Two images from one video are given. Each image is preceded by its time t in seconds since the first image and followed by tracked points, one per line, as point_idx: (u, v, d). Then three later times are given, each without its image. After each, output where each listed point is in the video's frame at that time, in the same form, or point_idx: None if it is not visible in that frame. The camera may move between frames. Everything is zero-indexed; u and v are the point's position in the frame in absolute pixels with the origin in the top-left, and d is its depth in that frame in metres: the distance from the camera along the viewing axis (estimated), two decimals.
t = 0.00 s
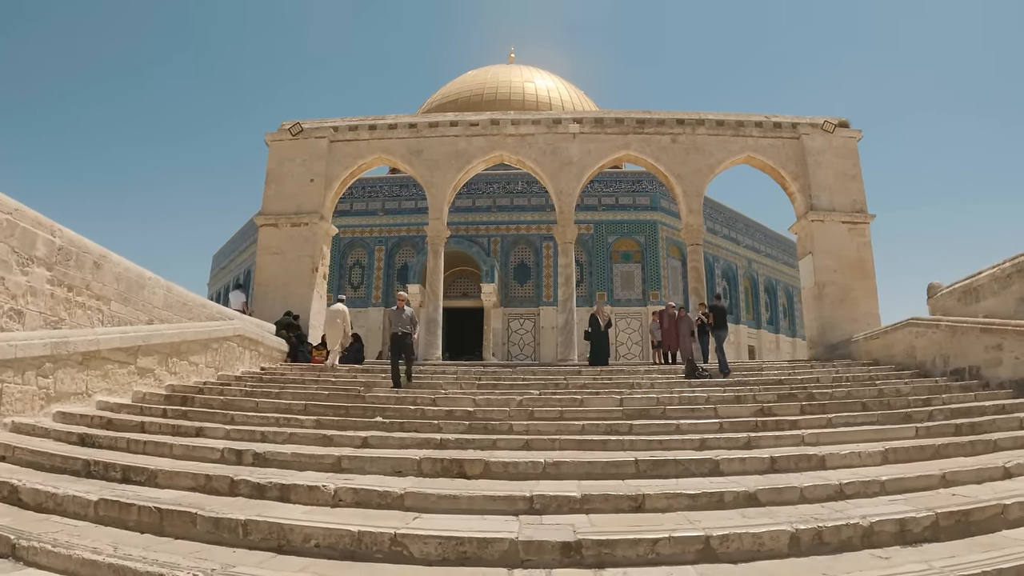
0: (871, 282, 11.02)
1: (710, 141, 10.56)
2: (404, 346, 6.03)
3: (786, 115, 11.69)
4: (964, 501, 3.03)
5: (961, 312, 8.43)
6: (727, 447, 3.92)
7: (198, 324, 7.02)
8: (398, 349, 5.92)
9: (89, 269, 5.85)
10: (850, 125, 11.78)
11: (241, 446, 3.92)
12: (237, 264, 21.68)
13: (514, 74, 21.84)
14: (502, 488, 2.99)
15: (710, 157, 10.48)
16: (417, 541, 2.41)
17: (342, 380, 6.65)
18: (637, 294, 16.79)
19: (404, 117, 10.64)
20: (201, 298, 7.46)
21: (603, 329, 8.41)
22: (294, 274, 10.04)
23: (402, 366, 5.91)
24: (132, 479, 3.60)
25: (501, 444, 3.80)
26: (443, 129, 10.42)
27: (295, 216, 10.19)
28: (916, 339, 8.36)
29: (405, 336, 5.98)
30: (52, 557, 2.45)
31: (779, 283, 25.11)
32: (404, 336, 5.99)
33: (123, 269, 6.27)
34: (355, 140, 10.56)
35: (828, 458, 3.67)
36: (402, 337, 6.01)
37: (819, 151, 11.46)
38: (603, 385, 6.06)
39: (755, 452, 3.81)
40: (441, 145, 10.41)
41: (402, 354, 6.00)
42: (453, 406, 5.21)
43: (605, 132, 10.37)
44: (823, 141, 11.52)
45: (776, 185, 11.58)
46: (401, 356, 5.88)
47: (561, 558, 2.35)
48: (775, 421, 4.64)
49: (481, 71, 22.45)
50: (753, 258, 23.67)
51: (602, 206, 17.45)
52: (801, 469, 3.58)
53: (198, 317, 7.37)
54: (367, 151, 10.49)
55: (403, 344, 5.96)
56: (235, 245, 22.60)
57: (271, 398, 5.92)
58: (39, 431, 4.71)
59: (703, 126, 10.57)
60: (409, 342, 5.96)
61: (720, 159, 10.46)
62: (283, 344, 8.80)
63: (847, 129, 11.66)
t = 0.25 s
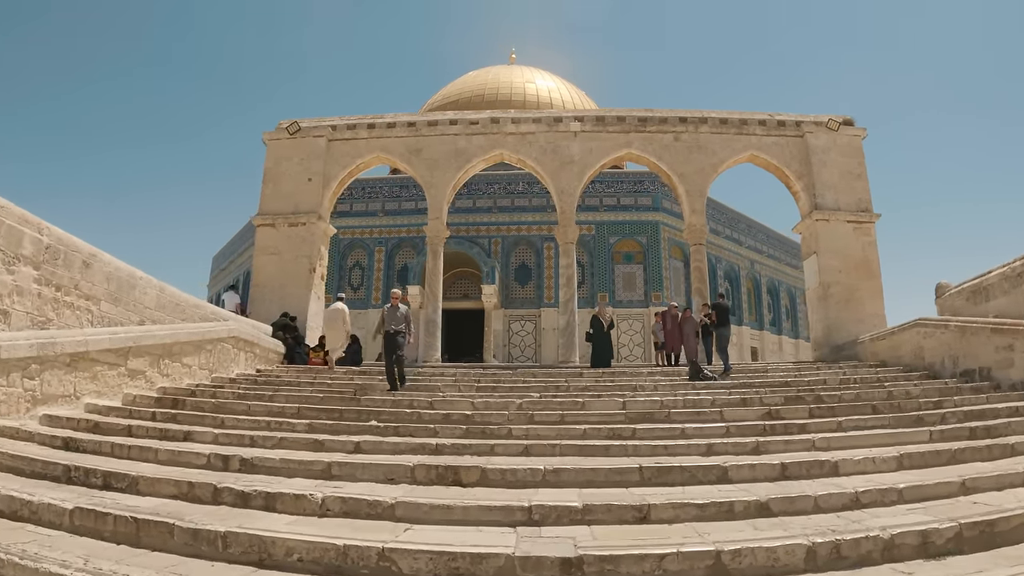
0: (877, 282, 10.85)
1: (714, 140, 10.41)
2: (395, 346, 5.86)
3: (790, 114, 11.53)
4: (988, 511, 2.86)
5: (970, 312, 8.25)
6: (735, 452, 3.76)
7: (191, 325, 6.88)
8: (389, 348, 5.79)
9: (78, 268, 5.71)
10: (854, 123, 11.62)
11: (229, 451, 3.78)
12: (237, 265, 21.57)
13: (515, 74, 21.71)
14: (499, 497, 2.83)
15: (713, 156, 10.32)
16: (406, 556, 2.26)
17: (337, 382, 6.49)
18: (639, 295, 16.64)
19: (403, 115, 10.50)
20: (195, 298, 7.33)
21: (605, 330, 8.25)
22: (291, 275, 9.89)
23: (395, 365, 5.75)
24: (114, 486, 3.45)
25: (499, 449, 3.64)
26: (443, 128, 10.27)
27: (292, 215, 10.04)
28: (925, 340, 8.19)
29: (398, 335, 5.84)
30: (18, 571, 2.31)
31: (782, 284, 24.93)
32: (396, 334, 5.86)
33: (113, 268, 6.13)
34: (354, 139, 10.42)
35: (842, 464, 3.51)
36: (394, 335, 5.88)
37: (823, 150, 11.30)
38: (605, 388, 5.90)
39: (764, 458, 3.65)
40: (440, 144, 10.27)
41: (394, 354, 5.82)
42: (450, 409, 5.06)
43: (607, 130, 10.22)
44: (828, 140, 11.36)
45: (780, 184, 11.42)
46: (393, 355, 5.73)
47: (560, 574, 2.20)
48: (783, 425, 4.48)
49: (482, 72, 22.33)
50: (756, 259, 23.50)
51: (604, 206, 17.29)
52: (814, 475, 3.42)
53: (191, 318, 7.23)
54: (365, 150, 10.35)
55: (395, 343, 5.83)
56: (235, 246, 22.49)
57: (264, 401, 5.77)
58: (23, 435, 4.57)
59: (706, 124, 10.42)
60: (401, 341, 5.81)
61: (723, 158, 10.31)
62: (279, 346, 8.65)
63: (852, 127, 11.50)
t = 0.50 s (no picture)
0: (883, 286, 10.67)
1: (716, 141, 10.24)
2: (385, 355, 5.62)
3: (794, 114, 11.36)
4: (1015, 535, 2.68)
5: (980, 317, 8.06)
6: (743, 468, 3.59)
7: (181, 331, 6.72)
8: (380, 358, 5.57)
9: (63, 274, 5.55)
10: (859, 124, 11.45)
11: (212, 466, 3.61)
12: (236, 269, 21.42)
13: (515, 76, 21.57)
14: (493, 521, 2.66)
15: (716, 157, 10.15)
16: None
17: (332, 390, 6.33)
18: (640, 299, 16.46)
19: (400, 117, 10.34)
20: (186, 303, 7.17)
21: (607, 336, 8.06)
22: (287, 279, 9.73)
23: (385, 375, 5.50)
24: (90, 504, 3.29)
25: (496, 465, 3.47)
26: (441, 129, 10.11)
27: (288, 219, 9.87)
28: (933, 345, 8.00)
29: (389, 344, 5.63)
30: None
31: (785, 287, 24.74)
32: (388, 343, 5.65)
33: (100, 273, 5.97)
34: (350, 140, 10.26)
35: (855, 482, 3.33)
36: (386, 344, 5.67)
37: (828, 151, 11.13)
38: (607, 396, 5.73)
39: (774, 474, 3.47)
40: (439, 146, 10.11)
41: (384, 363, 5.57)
42: (446, 420, 4.89)
43: (608, 132, 10.06)
44: (833, 141, 11.19)
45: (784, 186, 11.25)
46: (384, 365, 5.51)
47: None
48: (792, 437, 4.31)
49: (482, 74, 22.19)
50: (758, 261, 23.32)
51: (605, 209, 17.12)
52: (827, 494, 3.27)
53: (182, 324, 7.07)
54: (363, 152, 10.19)
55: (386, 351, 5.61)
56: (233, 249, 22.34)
57: (255, 410, 5.60)
58: (3, 448, 4.41)
59: (708, 125, 10.25)
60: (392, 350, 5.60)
61: (726, 159, 10.14)
62: (274, 352, 8.49)
63: (857, 128, 11.33)
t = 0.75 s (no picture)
0: (887, 287, 10.54)
1: (719, 141, 10.12)
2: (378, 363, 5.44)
3: (797, 114, 11.24)
4: None
5: (988, 318, 7.93)
6: (750, 476, 3.47)
7: (175, 334, 6.60)
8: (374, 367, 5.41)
9: (54, 276, 5.44)
10: (863, 123, 11.33)
11: (201, 475, 3.49)
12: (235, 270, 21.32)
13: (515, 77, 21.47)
14: (491, 536, 2.54)
15: (718, 157, 10.04)
16: None
17: (328, 394, 6.21)
18: (642, 300, 16.34)
19: (399, 117, 10.23)
20: (180, 306, 7.06)
21: (608, 339, 7.94)
22: (284, 281, 9.62)
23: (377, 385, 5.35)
24: (73, 515, 3.17)
25: (494, 474, 3.34)
26: (440, 129, 9.99)
27: (285, 220, 9.76)
28: (940, 348, 7.88)
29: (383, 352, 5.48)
30: None
31: (787, 288, 24.61)
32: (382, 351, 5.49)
33: (91, 275, 5.85)
34: (349, 141, 10.15)
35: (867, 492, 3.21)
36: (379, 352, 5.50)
37: (831, 151, 11.01)
38: (609, 401, 5.61)
39: (783, 483, 3.35)
40: (438, 146, 9.99)
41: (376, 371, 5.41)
42: (445, 426, 4.78)
43: (609, 131, 9.94)
44: (836, 140, 11.07)
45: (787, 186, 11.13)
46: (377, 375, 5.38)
47: None
48: (800, 444, 4.19)
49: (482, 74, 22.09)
50: (760, 262, 23.19)
51: (606, 209, 17.01)
52: (838, 505, 3.17)
53: (176, 327, 6.95)
54: (361, 153, 10.08)
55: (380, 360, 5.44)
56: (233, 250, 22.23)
57: (249, 415, 5.49)
58: None
59: (711, 124, 10.13)
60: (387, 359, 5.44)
61: (729, 159, 10.02)
62: (271, 355, 8.37)
63: (861, 127, 11.21)
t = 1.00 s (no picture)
0: (894, 285, 10.37)
1: (722, 137, 9.96)
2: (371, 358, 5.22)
3: (802, 109, 11.08)
4: None
5: (999, 316, 7.76)
6: (762, 479, 3.31)
7: (168, 333, 6.46)
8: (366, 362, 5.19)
9: (41, 272, 5.29)
10: (868, 119, 11.17)
11: (185, 478, 3.34)
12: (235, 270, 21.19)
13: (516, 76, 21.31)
14: (488, 543, 2.39)
15: (722, 153, 9.87)
16: None
17: (324, 394, 6.06)
18: (643, 299, 16.17)
19: (398, 113, 10.08)
20: (174, 304, 6.91)
21: (611, 338, 7.78)
22: (281, 279, 9.46)
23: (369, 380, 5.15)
24: (49, 519, 3.02)
25: (493, 477, 3.19)
26: (439, 125, 9.84)
27: (282, 217, 9.61)
28: (950, 346, 7.71)
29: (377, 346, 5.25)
30: None
31: (790, 287, 24.42)
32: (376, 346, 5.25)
33: (81, 272, 5.71)
34: (347, 137, 10.00)
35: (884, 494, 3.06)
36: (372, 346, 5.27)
37: (837, 147, 10.85)
38: (612, 401, 5.45)
39: (796, 486, 3.19)
40: (437, 142, 9.84)
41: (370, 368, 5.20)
42: (443, 426, 4.62)
43: (611, 127, 9.78)
44: (841, 136, 10.91)
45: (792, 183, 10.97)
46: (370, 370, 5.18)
47: None
48: (812, 444, 4.03)
49: (483, 73, 21.94)
50: (762, 262, 23.01)
51: (607, 208, 16.84)
52: (856, 508, 3.02)
53: (169, 325, 6.81)
54: (359, 149, 9.93)
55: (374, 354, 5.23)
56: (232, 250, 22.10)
57: (242, 416, 5.34)
58: None
59: (714, 120, 9.96)
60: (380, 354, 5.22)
61: (733, 155, 9.86)
62: (268, 354, 8.22)
63: (866, 123, 11.04)
